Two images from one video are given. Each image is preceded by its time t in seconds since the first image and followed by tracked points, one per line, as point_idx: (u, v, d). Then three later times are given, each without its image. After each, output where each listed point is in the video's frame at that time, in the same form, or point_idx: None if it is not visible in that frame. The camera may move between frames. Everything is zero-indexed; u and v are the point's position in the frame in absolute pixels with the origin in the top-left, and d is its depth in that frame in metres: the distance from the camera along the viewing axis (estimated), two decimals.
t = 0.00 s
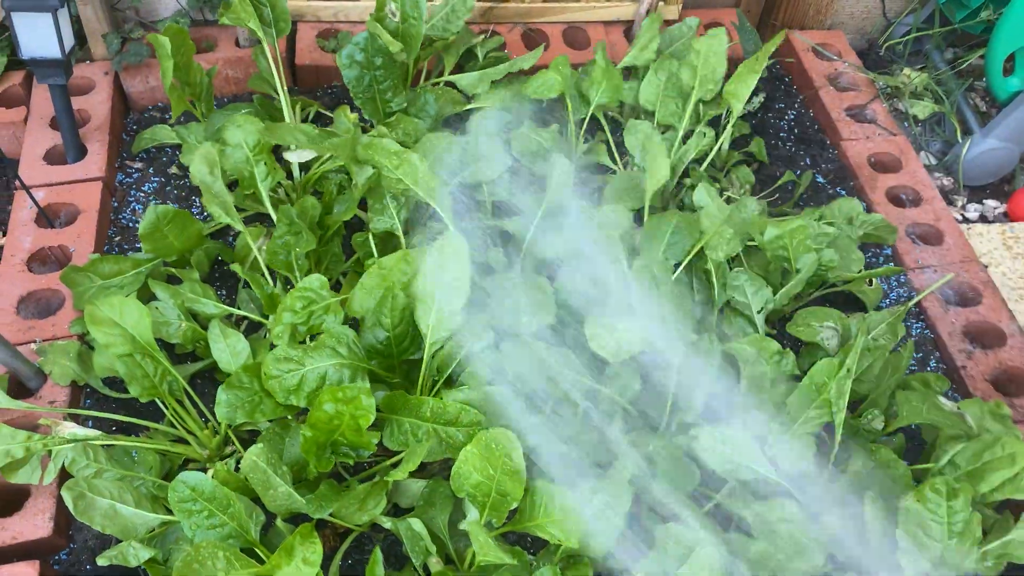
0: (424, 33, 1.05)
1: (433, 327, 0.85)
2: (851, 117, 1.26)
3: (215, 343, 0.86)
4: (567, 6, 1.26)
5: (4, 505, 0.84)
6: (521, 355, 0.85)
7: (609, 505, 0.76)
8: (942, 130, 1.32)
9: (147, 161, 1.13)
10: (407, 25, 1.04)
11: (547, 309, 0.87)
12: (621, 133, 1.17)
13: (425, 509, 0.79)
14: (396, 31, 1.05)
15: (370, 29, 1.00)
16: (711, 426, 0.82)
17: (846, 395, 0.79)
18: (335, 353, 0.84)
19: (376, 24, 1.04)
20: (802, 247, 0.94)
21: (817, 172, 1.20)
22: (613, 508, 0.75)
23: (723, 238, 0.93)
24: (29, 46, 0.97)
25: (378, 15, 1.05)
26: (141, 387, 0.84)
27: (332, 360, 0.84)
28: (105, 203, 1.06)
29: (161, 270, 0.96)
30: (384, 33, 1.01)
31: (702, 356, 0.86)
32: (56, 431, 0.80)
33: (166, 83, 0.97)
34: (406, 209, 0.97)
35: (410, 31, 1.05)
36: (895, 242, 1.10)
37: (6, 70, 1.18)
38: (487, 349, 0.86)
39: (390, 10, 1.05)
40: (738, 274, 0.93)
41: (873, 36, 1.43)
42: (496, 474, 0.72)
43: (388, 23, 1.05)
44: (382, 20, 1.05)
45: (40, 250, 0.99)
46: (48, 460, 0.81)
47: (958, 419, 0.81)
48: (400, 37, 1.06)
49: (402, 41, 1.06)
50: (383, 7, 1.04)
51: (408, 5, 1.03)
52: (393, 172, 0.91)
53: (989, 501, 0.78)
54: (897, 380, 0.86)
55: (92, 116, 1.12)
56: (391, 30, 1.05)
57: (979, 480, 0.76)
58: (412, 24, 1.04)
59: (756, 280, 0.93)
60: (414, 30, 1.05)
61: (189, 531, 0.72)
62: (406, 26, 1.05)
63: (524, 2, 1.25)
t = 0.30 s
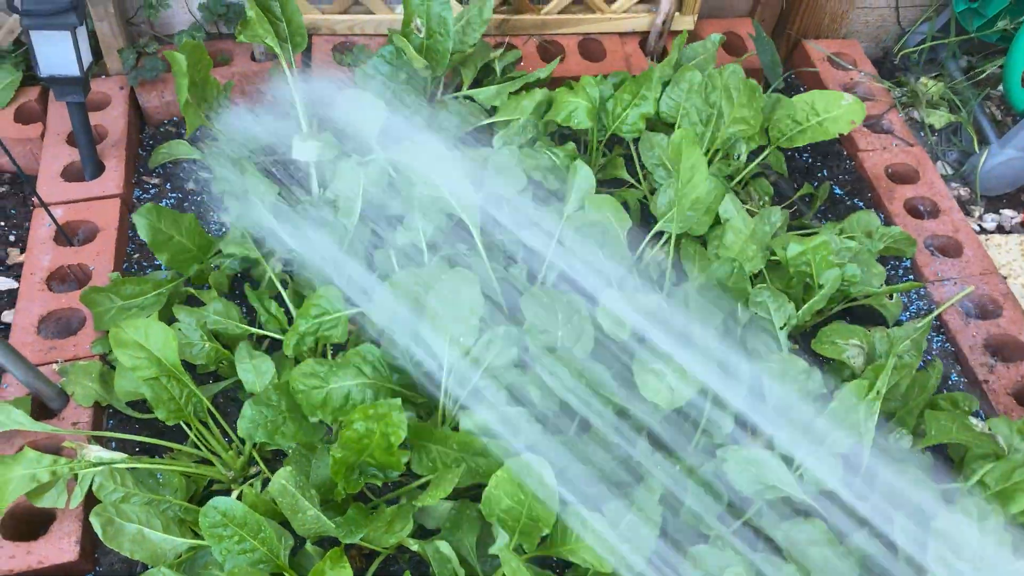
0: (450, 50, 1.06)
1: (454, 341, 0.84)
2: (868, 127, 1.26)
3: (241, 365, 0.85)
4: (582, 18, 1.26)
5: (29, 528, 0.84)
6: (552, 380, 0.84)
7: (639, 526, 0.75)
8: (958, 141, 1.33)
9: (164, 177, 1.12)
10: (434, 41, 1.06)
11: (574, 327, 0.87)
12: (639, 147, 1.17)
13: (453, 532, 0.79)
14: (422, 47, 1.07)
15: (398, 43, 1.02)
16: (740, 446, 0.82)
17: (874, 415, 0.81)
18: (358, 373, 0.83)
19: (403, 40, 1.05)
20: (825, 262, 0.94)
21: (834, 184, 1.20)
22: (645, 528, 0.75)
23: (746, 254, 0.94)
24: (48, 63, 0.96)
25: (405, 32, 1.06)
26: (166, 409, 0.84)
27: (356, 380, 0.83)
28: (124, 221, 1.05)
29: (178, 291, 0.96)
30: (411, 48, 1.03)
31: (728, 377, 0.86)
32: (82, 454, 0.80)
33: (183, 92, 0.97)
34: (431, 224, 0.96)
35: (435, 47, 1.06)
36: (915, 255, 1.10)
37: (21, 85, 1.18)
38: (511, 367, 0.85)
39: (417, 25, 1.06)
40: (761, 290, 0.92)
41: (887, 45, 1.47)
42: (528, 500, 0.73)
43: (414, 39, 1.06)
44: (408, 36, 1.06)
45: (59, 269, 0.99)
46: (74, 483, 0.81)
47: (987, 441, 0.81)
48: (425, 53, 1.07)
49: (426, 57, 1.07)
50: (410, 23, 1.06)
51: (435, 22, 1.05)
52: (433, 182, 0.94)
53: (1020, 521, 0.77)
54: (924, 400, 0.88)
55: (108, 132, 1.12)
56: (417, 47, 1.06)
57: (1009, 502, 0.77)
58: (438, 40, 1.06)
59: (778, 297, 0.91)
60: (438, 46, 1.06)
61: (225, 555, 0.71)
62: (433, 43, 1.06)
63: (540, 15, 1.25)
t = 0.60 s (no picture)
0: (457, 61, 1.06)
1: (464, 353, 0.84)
2: (875, 134, 1.26)
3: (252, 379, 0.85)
4: (589, 25, 1.25)
5: (39, 543, 0.83)
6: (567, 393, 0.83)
7: (655, 540, 0.75)
8: (965, 147, 1.33)
9: (169, 187, 1.10)
10: (440, 52, 1.05)
11: (591, 343, 0.83)
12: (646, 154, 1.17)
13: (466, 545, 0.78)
14: (429, 60, 1.06)
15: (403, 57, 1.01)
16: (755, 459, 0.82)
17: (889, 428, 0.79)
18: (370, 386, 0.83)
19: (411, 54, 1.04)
20: (837, 272, 0.94)
21: (842, 190, 1.20)
22: (659, 542, 0.75)
23: (758, 264, 0.93)
24: (54, 75, 0.95)
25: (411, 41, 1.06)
26: (176, 424, 0.83)
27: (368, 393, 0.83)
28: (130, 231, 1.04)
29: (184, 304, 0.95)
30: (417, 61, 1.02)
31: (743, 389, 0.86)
32: (92, 469, 0.80)
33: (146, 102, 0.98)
34: (443, 235, 0.96)
35: (444, 60, 1.06)
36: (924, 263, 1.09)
37: (25, 95, 1.17)
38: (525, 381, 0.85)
39: (424, 37, 1.05)
40: (774, 299, 0.92)
41: (892, 50, 1.47)
42: (545, 516, 0.74)
43: (422, 52, 1.05)
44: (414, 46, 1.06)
45: (66, 281, 0.98)
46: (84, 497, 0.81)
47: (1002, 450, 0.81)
48: (433, 66, 1.06)
49: (434, 69, 1.07)
50: (416, 35, 1.05)
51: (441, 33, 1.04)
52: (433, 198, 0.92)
53: None
54: (940, 411, 0.87)
55: (113, 142, 1.11)
56: (425, 59, 1.06)
57: None
58: (446, 51, 1.05)
59: (789, 305, 0.91)
60: (447, 60, 1.06)
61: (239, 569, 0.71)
62: (440, 54, 1.06)
63: (545, 22, 1.24)
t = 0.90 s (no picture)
0: (460, 68, 1.06)
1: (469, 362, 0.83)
2: (874, 139, 1.26)
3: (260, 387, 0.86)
4: (589, 31, 1.26)
5: (42, 550, 0.83)
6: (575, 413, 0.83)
7: (660, 546, 0.75)
8: (962, 151, 1.34)
9: (171, 193, 1.11)
10: (442, 59, 1.06)
11: (597, 349, 0.84)
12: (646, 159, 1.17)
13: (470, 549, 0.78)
14: (433, 66, 1.06)
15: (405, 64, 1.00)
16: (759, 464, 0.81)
17: (891, 431, 0.79)
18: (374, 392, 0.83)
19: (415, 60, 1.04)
20: (838, 277, 0.94)
21: (841, 196, 1.20)
22: (663, 547, 0.75)
23: (759, 269, 0.94)
24: (56, 81, 0.95)
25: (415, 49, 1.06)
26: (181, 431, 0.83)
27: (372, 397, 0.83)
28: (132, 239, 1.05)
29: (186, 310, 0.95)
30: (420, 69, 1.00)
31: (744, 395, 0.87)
32: (95, 476, 0.80)
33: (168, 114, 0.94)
34: (448, 243, 0.96)
35: (447, 66, 1.06)
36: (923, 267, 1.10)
37: (25, 101, 1.17)
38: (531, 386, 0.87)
39: (428, 43, 1.05)
40: (775, 304, 0.92)
41: (890, 56, 1.48)
42: (550, 522, 0.72)
43: (424, 58, 1.05)
44: (419, 54, 1.05)
45: (68, 287, 0.98)
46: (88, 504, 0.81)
47: (1006, 454, 0.82)
48: (436, 72, 1.06)
49: (438, 75, 1.06)
50: (419, 43, 1.04)
51: (443, 40, 1.04)
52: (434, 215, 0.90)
53: None
54: (942, 415, 0.87)
55: (114, 148, 1.11)
56: (429, 65, 1.06)
57: None
58: (448, 58, 1.06)
59: (791, 310, 0.92)
60: (448, 64, 1.06)
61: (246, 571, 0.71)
62: (442, 61, 1.06)
63: (546, 28, 1.24)
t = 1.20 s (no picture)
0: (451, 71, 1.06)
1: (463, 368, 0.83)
2: (868, 143, 1.27)
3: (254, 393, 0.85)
4: (583, 35, 1.26)
5: (36, 555, 0.83)
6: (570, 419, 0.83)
7: (655, 550, 0.75)
8: (955, 155, 1.35)
9: (166, 198, 1.12)
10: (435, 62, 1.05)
11: (590, 353, 0.84)
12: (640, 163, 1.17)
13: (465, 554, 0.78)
14: (425, 68, 1.06)
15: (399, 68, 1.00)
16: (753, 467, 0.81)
17: (886, 434, 0.79)
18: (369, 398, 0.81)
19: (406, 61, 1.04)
20: (833, 280, 0.95)
21: (835, 199, 1.21)
22: (658, 552, 0.75)
23: (754, 272, 0.94)
24: (50, 86, 0.95)
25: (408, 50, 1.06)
26: (175, 436, 0.82)
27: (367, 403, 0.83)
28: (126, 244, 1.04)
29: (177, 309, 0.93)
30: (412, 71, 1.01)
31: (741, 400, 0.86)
32: (89, 481, 0.79)
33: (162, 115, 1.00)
34: (443, 246, 0.96)
35: (438, 68, 1.06)
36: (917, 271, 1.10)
37: (19, 105, 1.17)
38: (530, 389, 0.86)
39: (419, 45, 1.05)
40: (769, 308, 0.93)
41: (883, 60, 1.49)
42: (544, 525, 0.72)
43: (416, 60, 1.05)
44: (409, 56, 1.05)
45: (63, 292, 0.98)
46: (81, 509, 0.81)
47: (1000, 457, 0.82)
48: (428, 74, 1.06)
49: (429, 77, 1.07)
50: (411, 45, 1.04)
51: (438, 44, 1.04)
52: (425, 215, 0.94)
53: None
54: (936, 418, 0.87)
55: (109, 152, 1.11)
56: (421, 67, 1.06)
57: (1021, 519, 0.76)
58: (441, 61, 1.05)
59: (785, 313, 0.92)
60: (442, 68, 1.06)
61: None
62: (435, 63, 1.06)
63: (540, 32, 1.25)
